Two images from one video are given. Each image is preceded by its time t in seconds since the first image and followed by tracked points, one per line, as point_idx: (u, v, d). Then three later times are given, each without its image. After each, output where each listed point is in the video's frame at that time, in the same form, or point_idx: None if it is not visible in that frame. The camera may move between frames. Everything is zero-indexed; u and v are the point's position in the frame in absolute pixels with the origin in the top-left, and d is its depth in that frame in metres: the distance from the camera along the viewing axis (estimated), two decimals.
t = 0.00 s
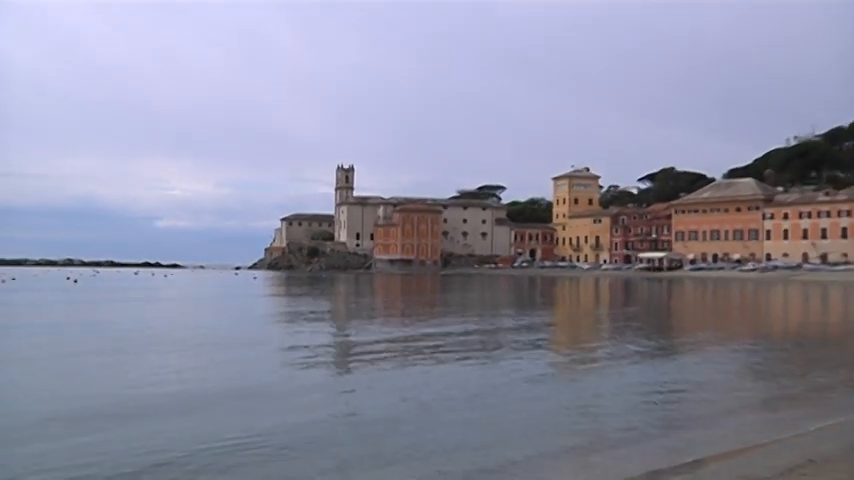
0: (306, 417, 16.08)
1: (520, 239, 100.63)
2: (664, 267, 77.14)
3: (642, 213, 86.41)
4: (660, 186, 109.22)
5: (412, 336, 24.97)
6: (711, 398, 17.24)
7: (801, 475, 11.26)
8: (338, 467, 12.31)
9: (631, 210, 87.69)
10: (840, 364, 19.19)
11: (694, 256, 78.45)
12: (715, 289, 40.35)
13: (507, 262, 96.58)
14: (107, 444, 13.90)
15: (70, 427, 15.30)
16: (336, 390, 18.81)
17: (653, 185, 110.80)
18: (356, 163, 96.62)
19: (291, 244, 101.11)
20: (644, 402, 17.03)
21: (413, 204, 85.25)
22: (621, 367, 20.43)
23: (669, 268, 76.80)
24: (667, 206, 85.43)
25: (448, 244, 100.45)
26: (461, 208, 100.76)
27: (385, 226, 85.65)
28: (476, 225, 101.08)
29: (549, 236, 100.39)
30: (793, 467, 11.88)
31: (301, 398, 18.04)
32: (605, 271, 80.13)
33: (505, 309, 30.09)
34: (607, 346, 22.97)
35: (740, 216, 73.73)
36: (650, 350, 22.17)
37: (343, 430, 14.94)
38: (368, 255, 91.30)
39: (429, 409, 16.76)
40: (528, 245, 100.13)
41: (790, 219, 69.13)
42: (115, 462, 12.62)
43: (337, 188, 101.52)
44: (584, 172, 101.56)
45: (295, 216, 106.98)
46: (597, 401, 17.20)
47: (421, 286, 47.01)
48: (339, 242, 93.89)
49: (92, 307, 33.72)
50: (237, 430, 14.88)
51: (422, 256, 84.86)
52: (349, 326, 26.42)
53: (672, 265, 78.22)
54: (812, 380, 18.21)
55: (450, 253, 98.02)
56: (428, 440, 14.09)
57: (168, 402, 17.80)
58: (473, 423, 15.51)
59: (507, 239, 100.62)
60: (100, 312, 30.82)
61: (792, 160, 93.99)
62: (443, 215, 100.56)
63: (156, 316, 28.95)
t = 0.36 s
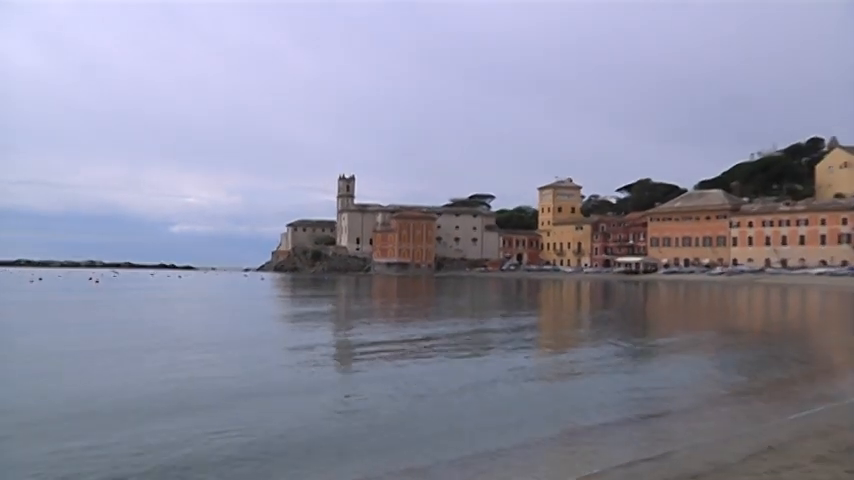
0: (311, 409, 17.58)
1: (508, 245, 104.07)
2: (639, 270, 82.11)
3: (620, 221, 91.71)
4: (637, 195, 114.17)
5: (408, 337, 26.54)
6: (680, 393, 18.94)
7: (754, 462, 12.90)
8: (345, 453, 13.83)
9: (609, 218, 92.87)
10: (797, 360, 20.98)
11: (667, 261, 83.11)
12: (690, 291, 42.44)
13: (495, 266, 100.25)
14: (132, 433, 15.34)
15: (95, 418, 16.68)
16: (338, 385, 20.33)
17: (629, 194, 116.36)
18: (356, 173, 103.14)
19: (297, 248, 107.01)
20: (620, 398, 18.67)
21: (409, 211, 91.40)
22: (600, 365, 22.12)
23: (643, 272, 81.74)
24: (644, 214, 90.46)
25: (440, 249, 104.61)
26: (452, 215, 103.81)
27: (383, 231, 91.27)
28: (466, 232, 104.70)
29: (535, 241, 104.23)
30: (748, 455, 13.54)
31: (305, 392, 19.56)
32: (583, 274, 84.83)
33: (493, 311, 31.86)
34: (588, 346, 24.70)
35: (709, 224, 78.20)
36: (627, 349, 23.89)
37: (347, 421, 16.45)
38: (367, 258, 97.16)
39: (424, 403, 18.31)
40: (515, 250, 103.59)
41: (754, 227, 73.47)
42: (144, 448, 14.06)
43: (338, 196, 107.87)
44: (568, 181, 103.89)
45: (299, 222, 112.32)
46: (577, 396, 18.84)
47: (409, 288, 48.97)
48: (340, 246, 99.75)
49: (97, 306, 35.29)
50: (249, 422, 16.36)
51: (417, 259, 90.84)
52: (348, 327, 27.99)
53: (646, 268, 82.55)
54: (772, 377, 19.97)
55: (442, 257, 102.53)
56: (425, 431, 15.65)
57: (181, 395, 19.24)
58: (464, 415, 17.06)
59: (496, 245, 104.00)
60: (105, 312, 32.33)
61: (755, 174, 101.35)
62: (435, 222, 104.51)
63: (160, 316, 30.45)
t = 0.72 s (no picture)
0: (312, 398, 19.07)
1: (489, 245, 113.25)
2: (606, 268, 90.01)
3: (595, 222, 98.77)
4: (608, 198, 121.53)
5: (398, 332, 28.25)
6: (650, 382, 20.70)
7: (712, 444, 14.56)
8: (348, 434, 15.32)
9: (584, 220, 100.60)
10: (754, 349, 22.86)
11: (636, 260, 90.75)
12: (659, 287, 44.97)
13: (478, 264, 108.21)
14: (148, 419, 16.65)
15: (109, 406, 17.98)
16: (338, 374, 21.81)
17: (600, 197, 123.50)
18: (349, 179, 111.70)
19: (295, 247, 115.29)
20: (593, 387, 20.37)
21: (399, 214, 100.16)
22: (575, 355, 23.86)
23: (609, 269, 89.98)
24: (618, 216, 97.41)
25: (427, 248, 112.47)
26: (438, 216, 110.98)
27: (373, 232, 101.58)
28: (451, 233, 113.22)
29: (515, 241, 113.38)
30: (708, 437, 15.22)
31: (306, 382, 21.12)
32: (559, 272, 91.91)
33: (476, 306, 33.73)
34: (565, 338, 26.48)
35: (676, 225, 85.50)
36: (600, 341, 25.73)
37: (348, 408, 17.98)
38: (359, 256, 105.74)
39: (417, 390, 19.89)
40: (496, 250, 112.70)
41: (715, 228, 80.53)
42: (161, 431, 15.40)
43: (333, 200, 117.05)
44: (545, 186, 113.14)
45: (296, 224, 122.79)
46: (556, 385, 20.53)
47: (398, 285, 51.07)
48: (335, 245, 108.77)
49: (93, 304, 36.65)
50: (256, 409, 17.81)
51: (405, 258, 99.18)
52: (340, 322, 29.65)
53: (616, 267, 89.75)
54: (731, 364, 21.81)
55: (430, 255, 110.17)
56: (420, 417, 17.19)
57: (187, 383, 20.66)
58: (453, 402, 18.63)
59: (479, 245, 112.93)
60: (100, 310, 33.53)
61: (718, 178, 108.93)
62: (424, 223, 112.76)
63: (160, 313, 32.04)
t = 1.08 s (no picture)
0: (296, 391, 19.94)
1: (468, 243, 119.31)
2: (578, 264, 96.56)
3: (565, 222, 105.84)
4: (578, 201, 128.40)
5: (380, 329, 29.22)
6: (616, 371, 21.82)
7: (672, 427, 15.50)
8: (331, 425, 16.06)
9: (555, 221, 107.40)
10: (712, 342, 24.21)
11: (604, 257, 98.09)
12: (626, 284, 47.04)
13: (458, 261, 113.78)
14: (139, 414, 17.25)
15: (100, 402, 18.62)
16: (321, 367, 22.80)
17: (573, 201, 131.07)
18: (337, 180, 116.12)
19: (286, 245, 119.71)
20: (564, 376, 21.39)
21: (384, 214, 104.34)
22: (547, 347, 25.06)
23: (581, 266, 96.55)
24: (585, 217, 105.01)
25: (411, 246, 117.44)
26: (420, 217, 119.08)
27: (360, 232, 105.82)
28: (433, 231, 118.73)
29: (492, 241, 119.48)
30: (670, 420, 16.18)
31: (291, 374, 22.05)
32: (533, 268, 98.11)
33: (455, 304, 35.14)
34: (537, 334, 27.77)
35: (640, 225, 93.17)
36: (571, 336, 26.92)
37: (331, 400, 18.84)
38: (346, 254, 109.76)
39: (397, 382, 20.85)
40: (474, 248, 118.81)
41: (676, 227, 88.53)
42: (150, 424, 15.95)
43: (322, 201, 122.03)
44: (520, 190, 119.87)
45: (287, 223, 127.05)
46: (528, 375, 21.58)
47: (380, 283, 52.90)
48: (324, 244, 112.79)
49: (83, 303, 37.47)
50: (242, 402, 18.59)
51: (390, 256, 103.27)
52: (325, 320, 30.85)
53: (586, 263, 96.78)
54: (690, 355, 23.07)
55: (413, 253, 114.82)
56: (400, 407, 18.03)
57: (175, 379, 21.30)
58: (432, 394, 19.55)
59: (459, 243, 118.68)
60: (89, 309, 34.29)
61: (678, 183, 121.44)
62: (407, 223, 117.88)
63: (153, 312, 33.19)
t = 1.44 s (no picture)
0: (278, 376, 20.59)
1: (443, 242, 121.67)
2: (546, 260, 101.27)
3: (534, 222, 110.60)
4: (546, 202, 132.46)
5: (357, 329, 29.79)
6: (584, 357, 22.85)
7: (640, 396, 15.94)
8: (312, 405, 16.64)
9: (525, 221, 111.70)
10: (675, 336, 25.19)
11: (570, 255, 103.80)
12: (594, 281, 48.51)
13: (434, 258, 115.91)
14: (119, 399, 17.45)
15: (80, 387, 18.76)
16: (302, 358, 23.59)
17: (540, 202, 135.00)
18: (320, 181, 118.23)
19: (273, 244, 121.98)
20: (536, 364, 22.00)
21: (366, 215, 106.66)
22: (518, 344, 25.82)
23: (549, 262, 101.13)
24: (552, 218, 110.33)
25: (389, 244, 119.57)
26: (399, 217, 120.86)
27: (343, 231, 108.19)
28: (411, 231, 121.16)
29: (466, 240, 122.09)
30: (638, 391, 16.66)
31: (274, 364, 22.76)
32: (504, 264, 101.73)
33: (430, 303, 36.22)
34: (510, 330, 28.82)
35: (603, 225, 98.93)
36: (541, 334, 27.81)
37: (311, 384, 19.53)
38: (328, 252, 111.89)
39: (374, 372, 21.29)
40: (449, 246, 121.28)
41: (636, 227, 94.76)
42: (131, 410, 16.13)
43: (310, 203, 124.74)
44: (492, 193, 123.02)
45: (274, 223, 129.53)
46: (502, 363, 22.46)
47: (356, 280, 54.05)
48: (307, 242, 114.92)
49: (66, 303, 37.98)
50: (226, 383, 19.17)
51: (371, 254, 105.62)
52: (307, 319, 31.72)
53: (553, 260, 101.85)
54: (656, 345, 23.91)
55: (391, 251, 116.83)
56: (375, 390, 18.49)
57: (156, 368, 21.52)
58: (409, 379, 19.97)
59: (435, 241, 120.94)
60: (72, 310, 34.69)
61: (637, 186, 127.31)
62: (387, 222, 120.10)
63: (136, 312, 33.67)
